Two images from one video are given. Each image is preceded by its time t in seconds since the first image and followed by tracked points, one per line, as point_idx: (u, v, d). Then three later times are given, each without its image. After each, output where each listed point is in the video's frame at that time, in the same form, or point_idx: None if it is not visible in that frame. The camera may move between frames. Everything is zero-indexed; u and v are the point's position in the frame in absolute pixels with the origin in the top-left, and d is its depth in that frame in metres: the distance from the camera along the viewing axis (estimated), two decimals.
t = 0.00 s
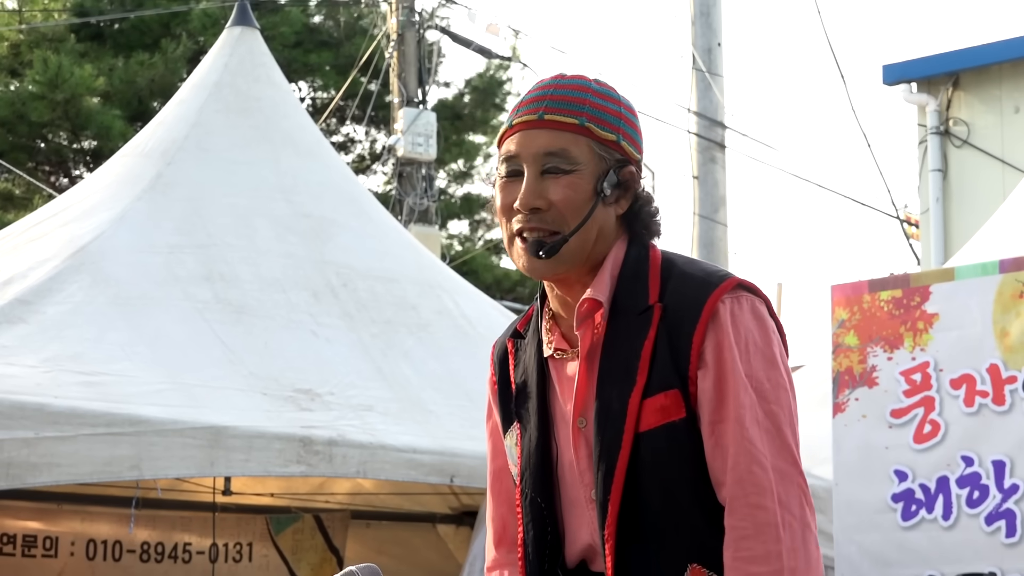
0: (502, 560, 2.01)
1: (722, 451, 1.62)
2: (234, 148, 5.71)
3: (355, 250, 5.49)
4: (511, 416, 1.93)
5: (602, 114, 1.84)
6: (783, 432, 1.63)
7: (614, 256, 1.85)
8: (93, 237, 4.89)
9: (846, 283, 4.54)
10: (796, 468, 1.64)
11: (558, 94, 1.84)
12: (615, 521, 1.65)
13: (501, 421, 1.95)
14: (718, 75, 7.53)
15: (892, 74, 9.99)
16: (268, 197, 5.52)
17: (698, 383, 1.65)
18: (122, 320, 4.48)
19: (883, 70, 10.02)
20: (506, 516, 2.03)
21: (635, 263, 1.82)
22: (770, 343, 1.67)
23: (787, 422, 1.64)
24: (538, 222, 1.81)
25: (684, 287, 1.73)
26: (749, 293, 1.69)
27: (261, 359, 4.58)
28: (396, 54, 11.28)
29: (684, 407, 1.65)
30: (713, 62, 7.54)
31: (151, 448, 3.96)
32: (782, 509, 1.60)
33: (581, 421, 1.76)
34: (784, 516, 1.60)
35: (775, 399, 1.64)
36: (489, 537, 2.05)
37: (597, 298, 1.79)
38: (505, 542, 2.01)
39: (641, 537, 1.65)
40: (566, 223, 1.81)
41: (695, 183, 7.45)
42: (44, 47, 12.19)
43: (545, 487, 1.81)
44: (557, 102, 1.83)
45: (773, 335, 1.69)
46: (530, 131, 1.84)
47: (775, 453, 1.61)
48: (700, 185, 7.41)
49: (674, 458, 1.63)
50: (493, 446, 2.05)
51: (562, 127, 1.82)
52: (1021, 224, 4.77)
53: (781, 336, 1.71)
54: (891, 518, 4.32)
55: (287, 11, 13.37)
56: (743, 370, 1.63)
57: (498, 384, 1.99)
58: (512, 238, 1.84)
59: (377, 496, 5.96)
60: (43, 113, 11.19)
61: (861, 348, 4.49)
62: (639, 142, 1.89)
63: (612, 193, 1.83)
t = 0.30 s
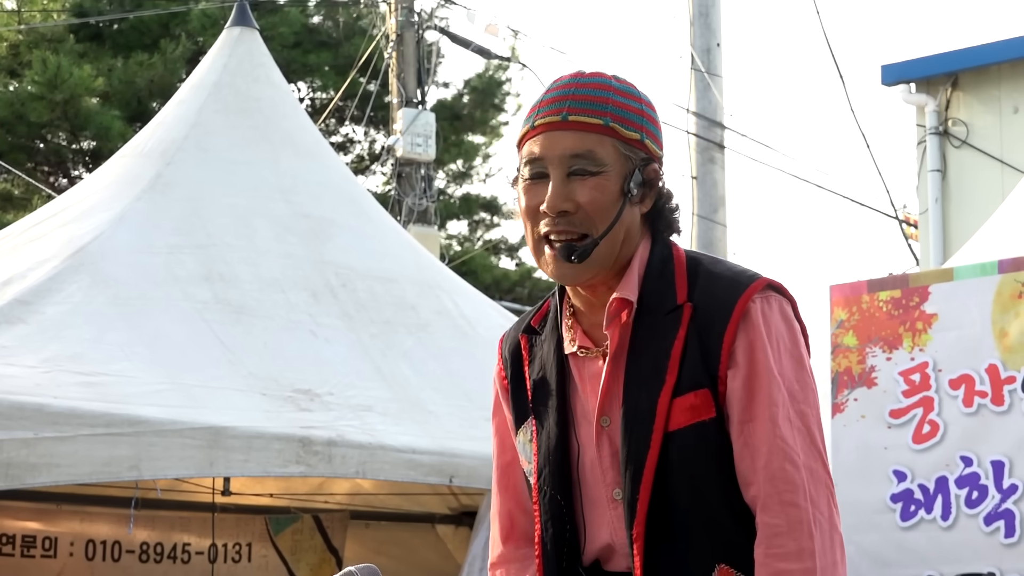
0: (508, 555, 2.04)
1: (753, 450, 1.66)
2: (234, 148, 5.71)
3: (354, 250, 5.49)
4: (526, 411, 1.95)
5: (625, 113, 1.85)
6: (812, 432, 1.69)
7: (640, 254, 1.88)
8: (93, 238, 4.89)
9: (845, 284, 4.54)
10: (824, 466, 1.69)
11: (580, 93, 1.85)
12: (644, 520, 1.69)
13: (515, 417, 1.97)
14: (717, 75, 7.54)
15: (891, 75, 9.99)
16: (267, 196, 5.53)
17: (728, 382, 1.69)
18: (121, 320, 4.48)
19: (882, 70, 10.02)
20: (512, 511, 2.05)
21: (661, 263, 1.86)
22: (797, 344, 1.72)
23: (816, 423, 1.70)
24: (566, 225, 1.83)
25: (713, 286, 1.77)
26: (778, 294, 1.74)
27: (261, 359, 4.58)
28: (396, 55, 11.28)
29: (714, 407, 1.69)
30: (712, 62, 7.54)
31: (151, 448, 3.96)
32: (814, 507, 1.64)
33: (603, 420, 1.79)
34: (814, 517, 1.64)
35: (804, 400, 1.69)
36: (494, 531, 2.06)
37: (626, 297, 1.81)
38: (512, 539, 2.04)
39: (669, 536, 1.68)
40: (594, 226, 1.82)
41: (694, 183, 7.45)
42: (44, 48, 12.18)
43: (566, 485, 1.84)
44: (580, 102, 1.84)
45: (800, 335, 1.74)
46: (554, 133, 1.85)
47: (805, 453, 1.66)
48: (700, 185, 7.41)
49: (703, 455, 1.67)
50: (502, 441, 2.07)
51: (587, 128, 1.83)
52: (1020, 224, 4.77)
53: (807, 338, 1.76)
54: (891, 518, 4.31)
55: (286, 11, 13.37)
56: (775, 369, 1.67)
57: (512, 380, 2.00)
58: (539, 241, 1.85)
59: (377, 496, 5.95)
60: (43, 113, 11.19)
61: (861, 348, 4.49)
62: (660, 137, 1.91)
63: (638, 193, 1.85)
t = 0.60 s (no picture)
0: (518, 541, 1.93)
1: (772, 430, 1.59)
2: (233, 149, 5.71)
3: (354, 251, 5.49)
4: (545, 395, 1.89)
5: (624, 96, 1.81)
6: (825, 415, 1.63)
7: (667, 241, 1.82)
8: (93, 238, 4.88)
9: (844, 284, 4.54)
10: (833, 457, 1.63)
11: (578, 84, 1.82)
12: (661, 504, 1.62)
13: (535, 400, 1.90)
14: (717, 76, 7.53)
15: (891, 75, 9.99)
16: (267, 197, 5.52)
17: (752, 363, 1.63)
18: (120, 321, 4.47)
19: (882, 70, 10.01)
20: (524, 496, 1.95)
21: (688, 250, 1.79)
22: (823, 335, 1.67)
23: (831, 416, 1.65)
24: (574, 211, 1.78)
25: (742, 275, 1.71)
26: (807, 287, 1.69)
27: (260, 360, 4.58)
28: (396, 55, 11.27)
29: (735, 392, 1.63)
30: (711, 62, 7.54)
31: (150, 449, 3.96)
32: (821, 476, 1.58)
33: (625, 404, 1.74)
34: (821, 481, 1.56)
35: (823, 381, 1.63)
36: (506, 518, 1.97)
37: (653, 282, 1.75)
38: (524, 524, 1.94)
39: (687, 522, 1.62)
40: (602, 209, 1.77)
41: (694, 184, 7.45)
42: (43, 48, 12.18)
43: (585, 468, 1.77)
44: (578, 93, 1.81)
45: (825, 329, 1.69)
46: (555, 125, 1.82)
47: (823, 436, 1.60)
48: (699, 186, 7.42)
49: (723, 442, 1.61)
50: (517, 429, 2.00)
51: (585, 115, 1.80)
52: (1020, 224, 4.77)
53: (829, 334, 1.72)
54: (890, 519, 4.31)
55: (286, 12, 13.37)
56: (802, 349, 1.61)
57: (533, 366, 1.94)
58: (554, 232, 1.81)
59: (377, 496, 5.96)
60: (42, 114, 11.18)
61: (861, 349, 4.49)
62: (670, 117, 1.85)
63: (645, 172, 1.79)
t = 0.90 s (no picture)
0: (528, 541, 1.97)
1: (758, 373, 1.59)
2: (233, 151, 5.71)
3: (353, 253, 5.49)
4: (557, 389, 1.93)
5: (621, 81, 1.89)
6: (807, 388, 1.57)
7: (674, 229, 1.84)
8: (93, 239, 4.88)
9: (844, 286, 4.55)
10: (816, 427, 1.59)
11: (580, 78, 1.93)
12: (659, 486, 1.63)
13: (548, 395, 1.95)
14: (717, 77, 7.53)
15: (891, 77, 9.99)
16: (267, 199, 5.52)
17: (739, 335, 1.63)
18: (120, 322, 4.47)
19: (882, 71, 10.01)
20: (535, 496, 2.00)
21: (696, 239, 1.80)
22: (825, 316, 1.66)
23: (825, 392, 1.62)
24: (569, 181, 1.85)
25: (745, 261, 1.71)
26: (808, 272, 1.68)
27: (259, 362, 4.58)
28: (396, 57, 11.27)
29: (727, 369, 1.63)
30: (711, 64, 7.54)
31: (150, 450, 3.96)
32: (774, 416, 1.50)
33: (631, 391, 1.73)
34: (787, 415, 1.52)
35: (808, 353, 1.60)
36: (518, 518, 2.01)
37: (657, 266, 1.77)
38: (534, 523, 1.98)
39: (686, 505, 1.63)
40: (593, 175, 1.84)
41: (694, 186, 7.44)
42: (43, 50, 12.18)
43: (592, 457, 1.80)
44: (578, 83, 1.92)
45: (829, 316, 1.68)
46: (559, 111, 1.92)
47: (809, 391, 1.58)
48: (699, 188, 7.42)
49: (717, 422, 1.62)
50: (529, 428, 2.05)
51: (582, 97, 1.89)
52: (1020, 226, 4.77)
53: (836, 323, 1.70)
54: (890, 520, 4.31)
55: (286, 14, 13.37)
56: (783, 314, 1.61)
57: (546, 359, 1.98)
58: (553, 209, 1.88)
59: (377, 498, 6.00)
60: (42, 115, 11.18)
61: (860, 351, 4.50)
62: (670, 103, 1.90)
63: (640, 144, 1.84)
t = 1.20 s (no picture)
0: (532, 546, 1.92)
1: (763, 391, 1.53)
2: (233, 152, 5.71)
3: (353, 254, 5.49)
4: (553, 391, 1.93)
5: (603, 86, 1.88)
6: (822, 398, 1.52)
7: (661, 227, 1.81)
8: (93, 241, 4.88)
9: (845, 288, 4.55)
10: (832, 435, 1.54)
11: (564, 87, 1.93)
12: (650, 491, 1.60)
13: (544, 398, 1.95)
14: (717, 78, 7.53)
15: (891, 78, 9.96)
16: (267, 200, 5.53)
17: (735, 341, 1.58)
18: (121, 324, 4.47)
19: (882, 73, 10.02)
20: (537, 499, 1.94)
21: (684, 237, 1.77)
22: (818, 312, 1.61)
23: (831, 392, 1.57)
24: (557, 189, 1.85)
25: (731, 258, 1.67)
26: (796, 266, 1.63)
27: (259, 363, 4.58)
28: (396, 58, 11.27)
29: (720, 370, 1.59)
30: (711, 65, 7.54)
31: (151, 452, 3.96)
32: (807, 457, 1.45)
33: (620, 390, 1.71)
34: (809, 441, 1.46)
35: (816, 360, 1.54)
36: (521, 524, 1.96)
37: (643, 266, 1.75)
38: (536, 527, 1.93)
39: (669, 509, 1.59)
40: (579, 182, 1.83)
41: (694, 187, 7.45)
42: (43, 51, 12.19)
43: (582, 457, 1.78)
44: (562, 92, 1.92)
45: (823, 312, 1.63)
46: (545, 120, 1.92)
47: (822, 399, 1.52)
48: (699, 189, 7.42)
49: (705, 421, 1.57)
50: (531, 433, 2.02)
51: (565, 104, 1.89)
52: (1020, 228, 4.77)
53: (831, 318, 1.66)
54: (890, 521, 4.30)
55: (286, 15, 13.36)
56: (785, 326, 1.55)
57: (544, 360, 1.98)
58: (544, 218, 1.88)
59: (377, 500, 5.99)
60: (42, 117, 11.19)
61: (860, 352, 4.51)
62: (654, 103, 1.88)
63: (625, 146, 1.82)
